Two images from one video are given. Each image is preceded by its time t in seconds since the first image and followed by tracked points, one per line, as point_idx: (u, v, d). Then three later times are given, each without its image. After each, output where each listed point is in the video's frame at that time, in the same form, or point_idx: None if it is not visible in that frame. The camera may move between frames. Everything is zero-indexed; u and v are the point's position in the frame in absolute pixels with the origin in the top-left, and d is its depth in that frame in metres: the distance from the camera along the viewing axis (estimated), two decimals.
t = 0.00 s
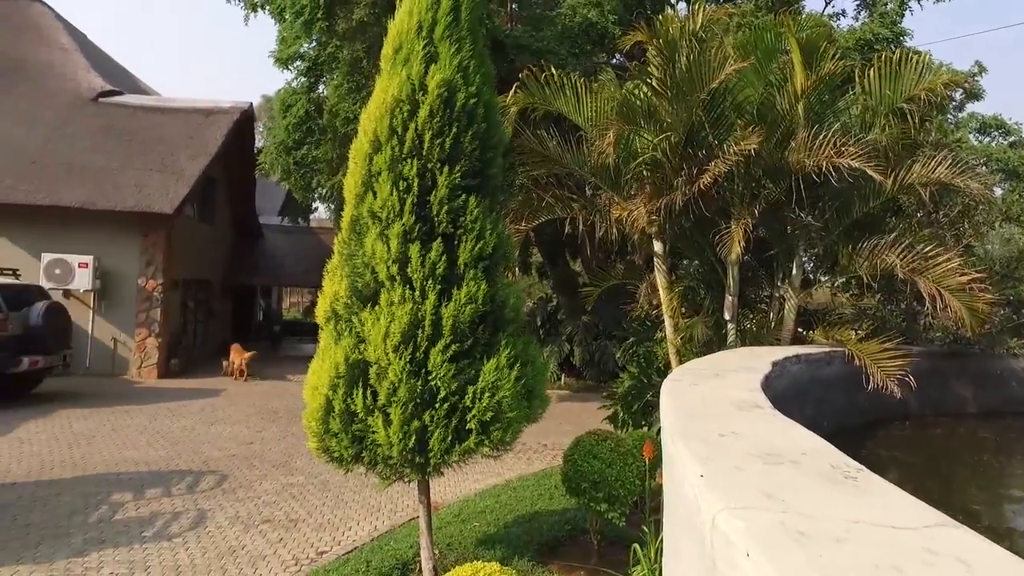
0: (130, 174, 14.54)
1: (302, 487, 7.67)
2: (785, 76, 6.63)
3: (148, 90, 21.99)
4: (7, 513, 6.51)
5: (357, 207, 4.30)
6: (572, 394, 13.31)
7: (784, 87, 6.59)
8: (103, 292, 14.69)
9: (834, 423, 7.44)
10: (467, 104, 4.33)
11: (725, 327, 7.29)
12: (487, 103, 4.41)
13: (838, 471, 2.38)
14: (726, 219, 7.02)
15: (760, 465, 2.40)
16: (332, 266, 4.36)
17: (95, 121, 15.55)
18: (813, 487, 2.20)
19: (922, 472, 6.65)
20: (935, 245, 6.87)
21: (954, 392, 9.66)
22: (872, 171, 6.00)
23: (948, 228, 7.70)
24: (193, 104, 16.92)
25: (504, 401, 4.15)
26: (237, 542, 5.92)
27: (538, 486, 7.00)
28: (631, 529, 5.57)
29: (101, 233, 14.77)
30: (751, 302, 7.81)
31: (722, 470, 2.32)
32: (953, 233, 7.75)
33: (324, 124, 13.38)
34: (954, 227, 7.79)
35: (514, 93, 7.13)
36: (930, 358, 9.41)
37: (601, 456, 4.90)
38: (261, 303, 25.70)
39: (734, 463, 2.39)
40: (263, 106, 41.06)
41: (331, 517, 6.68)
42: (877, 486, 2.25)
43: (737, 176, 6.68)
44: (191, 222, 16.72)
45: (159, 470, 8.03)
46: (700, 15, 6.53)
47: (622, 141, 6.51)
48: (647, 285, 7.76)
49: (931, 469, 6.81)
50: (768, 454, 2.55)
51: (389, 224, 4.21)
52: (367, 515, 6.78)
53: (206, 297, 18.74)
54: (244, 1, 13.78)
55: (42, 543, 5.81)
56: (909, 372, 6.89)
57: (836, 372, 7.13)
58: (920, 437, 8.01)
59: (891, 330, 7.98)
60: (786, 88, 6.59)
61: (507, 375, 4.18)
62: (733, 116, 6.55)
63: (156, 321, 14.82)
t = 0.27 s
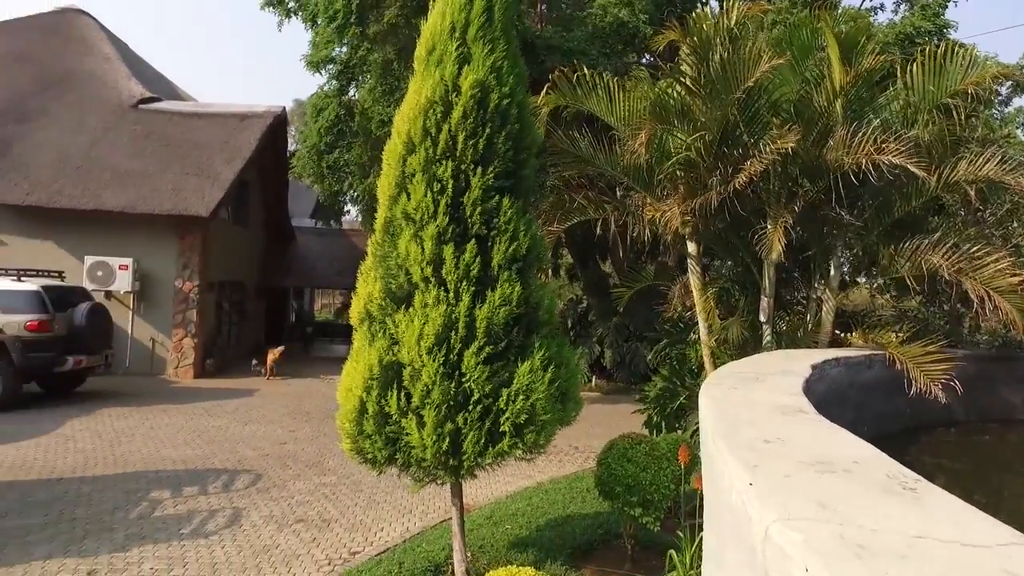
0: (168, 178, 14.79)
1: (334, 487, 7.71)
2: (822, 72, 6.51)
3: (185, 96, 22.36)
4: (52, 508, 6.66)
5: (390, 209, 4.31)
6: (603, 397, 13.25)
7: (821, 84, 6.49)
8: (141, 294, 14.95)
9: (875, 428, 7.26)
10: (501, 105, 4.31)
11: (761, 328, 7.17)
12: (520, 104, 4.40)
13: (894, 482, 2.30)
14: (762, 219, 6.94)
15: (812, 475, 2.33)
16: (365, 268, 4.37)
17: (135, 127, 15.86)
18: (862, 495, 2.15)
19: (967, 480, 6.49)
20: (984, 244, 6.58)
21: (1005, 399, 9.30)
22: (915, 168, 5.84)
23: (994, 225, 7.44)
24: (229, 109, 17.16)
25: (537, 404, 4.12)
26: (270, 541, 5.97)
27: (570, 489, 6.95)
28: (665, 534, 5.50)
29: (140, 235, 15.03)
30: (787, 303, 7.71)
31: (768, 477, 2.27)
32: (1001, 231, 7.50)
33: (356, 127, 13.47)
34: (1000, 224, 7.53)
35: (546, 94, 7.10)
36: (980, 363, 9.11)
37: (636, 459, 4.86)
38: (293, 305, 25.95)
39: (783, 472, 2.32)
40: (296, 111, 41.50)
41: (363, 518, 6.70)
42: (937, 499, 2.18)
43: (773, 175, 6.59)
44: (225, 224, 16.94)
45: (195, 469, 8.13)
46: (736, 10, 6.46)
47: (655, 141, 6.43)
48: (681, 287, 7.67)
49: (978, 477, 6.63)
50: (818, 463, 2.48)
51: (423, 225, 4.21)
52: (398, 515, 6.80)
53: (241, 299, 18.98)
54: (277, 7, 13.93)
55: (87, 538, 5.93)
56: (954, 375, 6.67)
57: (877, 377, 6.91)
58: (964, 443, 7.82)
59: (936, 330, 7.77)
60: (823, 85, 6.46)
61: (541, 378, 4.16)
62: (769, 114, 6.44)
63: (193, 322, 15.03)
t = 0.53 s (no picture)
0: (203, 181, 14.99)
1: (366, 488, 7.75)
2: (860, 69, 6.39)
3: (219, 101, 22.67)
4: (94, 504, 6.78)
5: (424, 211, 4.30)
6: (634, 399, 13.15)
7: (860, 80, 6.30)
8: (176, 295, 15.18)
9: (919, 434, 7.05)
10: (534, 105, 4.29)
11: (797, 330, 7.03)
12: (554, 104, 4.37)
13: (959, 494, 2.22)
14: (799, 220, 6.82)
15: (871, 485, 2.25)
16: (399, 270, 4.38)
17: (171, 131, 16.11)
18: (920, 506, 2.08)
19: (1013, 487, 6.31)
20: None
21: None
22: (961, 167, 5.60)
23: None
24: (261, 113, 17.34)
25: (572, 407, 4.09)
26: (303, 541, 6.00)
27: (602, 492, 6.91)
28: (699, 540, 5.43)
29: (176, 237, 15.26)
30: (824, 305, 7.56)
31: (817, 485, 2.22)
32: None
33: (387, 129, 13.54)
34: None
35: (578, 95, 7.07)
36: None
37: (670, 464, 4.80)
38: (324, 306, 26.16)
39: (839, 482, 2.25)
40: (327, 114, 41.85)
41: (395, 519, 6.72)
42: (1004, 513, 2.10)
43: (810, 174, 6.46)
44: (258, 227, 17.12)
45: (230, 468, 8.23)
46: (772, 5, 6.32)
47: (688, 141, 6.41)
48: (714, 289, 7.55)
49: None
50: (875, 473, 2.40)
51: (457, 227, 4.21)
52: (430, 517, 6.80)
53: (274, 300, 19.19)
54: (309, 12, 14.04)
55: (127, 534, 6.03)
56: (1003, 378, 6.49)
57: (920, 380, 6.72)
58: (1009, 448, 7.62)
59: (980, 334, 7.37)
60: (862, 81, 6.31)
61: (576, 381, 4.12)
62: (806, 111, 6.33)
63: (227, 323, 15.23)
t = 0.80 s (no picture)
0: (234, 184, 15.15)
1: (396, 489, 7.76)
2: (900, 64, 6.24)
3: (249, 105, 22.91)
4: (131, 501, 6.88)
5: (457, 212, 4.29)
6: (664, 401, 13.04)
7: (901, 75, 6.19)
8: (209, 297, 15.37)
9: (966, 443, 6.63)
10: (568, 104, 4.26)
11: (833, 333, 6.93)
12: (587, 103, 4.33)
13: None
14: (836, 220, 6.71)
15: (938, 496, 2.05)
16: (431, 271, 4.37)
17: (203, 136, 16.31)
18: (995, 519, 1.88)
19: None
20: None
21: None
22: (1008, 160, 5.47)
23: None
24: (291, 116, 17.49)
25: (607, 409, 4.05)
26: (335, 541, 6.03)
27: (634, 496, 6.85)
28: (733, 546, 5.35)
29: (210, 239, 15.47)
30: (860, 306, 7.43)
31: (878, 490, 2.05)
32: None
33: (416, 131, 13.59)
34: None
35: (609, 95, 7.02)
36: None
37: (705, 468, 4.75)
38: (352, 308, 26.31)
39: (901, 492, 2.05)
40: (356, 116, 42.12)
41: (425, 520, 6.72)
42: None
43: (847, 172, 6.31)
44: (287, 229, 17.27)
45: (261, 468, 8.30)
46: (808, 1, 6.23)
47: (721, 140, 6.33)
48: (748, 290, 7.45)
49: None
50: (936, 481, 2.21)
51: (490, 227, 4.19)
52: (460, 519, 6.79)
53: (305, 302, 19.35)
54: (338, 15, 14.14)
55: (164, 531, 6.10)
56: None
57: (965, 384, 6.24)
58: None
59: None
60: (902, 77, 6.19)
61: (611, 383, 4.09)
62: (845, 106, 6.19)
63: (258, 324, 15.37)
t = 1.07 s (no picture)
0: (263, 187, 15.29)
1: (424, 490, 7.77)
2: (941, 58, 6.12)
3: (277, 108, 23.11)
4: (165, 498, 6.95)
5: (488, 212, 4.27)
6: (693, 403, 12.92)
7: (943, 70, 6.06)
8: (238, 298, 15.54)
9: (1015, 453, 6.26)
10: (600, 102, 4.22)
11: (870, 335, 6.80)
12: (620, 102, 4.29)
13: None
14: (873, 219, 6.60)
15: (1013, 505, 1.96)
16: (463, 272, 4.34)
17: (233, 139, 16.48)
18: None
19: None
20: None
21: None
22: None
23: None
24: (318, 119, 17.61)
25: (643, 411, 4.01)
26: (365, 541, 6.05)
27: (665, 499, 6.78)
28: (768, 551, 5.26)
29: (240, 240, 15.62)
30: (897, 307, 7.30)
31: (950, 503, 1.91)
32: None
33: (443, 133, 13.62)
34: None
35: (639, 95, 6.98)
36: None
37: (740, 472, 4.69)
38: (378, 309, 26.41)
39: (974, 501, 1.96)
40: (382, 119, 42.31)
41: (454, 521, 6.71)
42: None
43: (885, 170, 6.18)
44: (315, 231, 17.38)
45: (291, 468, 8.35)
46: None
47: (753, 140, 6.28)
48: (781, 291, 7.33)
49: None
50: (1006, 489, 2.12)
51: (523, 227, 4.16)
52: (489, 521, 6.77)
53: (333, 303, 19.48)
54: (366, 18, 14.21)
55: (197, 529, 6.15)
56: None
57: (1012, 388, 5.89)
58: None
59: None
60: (943, 72, 6.04)
61: (646, 384, 4.04)
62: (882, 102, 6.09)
63: (286, 325, 15.48)
